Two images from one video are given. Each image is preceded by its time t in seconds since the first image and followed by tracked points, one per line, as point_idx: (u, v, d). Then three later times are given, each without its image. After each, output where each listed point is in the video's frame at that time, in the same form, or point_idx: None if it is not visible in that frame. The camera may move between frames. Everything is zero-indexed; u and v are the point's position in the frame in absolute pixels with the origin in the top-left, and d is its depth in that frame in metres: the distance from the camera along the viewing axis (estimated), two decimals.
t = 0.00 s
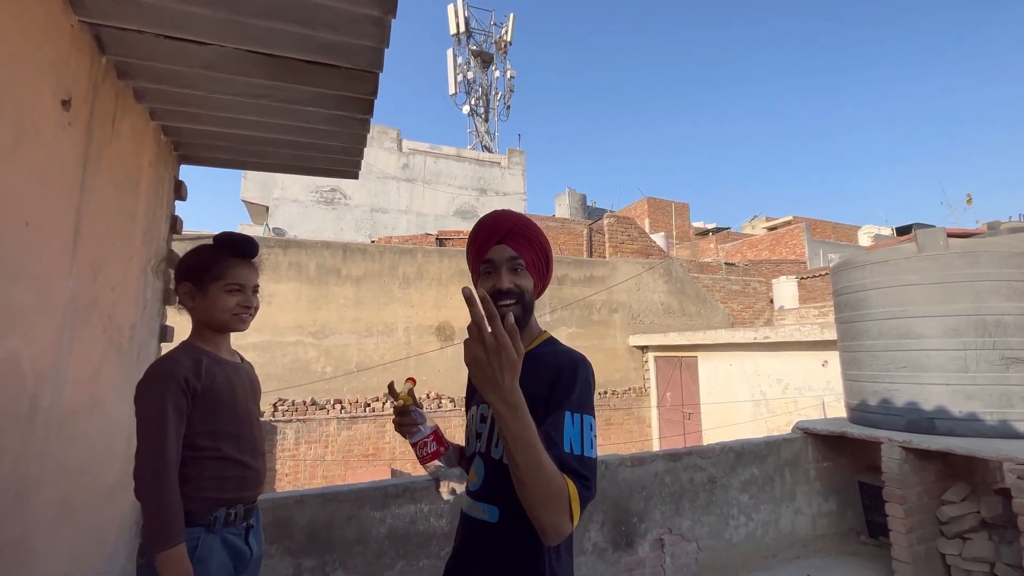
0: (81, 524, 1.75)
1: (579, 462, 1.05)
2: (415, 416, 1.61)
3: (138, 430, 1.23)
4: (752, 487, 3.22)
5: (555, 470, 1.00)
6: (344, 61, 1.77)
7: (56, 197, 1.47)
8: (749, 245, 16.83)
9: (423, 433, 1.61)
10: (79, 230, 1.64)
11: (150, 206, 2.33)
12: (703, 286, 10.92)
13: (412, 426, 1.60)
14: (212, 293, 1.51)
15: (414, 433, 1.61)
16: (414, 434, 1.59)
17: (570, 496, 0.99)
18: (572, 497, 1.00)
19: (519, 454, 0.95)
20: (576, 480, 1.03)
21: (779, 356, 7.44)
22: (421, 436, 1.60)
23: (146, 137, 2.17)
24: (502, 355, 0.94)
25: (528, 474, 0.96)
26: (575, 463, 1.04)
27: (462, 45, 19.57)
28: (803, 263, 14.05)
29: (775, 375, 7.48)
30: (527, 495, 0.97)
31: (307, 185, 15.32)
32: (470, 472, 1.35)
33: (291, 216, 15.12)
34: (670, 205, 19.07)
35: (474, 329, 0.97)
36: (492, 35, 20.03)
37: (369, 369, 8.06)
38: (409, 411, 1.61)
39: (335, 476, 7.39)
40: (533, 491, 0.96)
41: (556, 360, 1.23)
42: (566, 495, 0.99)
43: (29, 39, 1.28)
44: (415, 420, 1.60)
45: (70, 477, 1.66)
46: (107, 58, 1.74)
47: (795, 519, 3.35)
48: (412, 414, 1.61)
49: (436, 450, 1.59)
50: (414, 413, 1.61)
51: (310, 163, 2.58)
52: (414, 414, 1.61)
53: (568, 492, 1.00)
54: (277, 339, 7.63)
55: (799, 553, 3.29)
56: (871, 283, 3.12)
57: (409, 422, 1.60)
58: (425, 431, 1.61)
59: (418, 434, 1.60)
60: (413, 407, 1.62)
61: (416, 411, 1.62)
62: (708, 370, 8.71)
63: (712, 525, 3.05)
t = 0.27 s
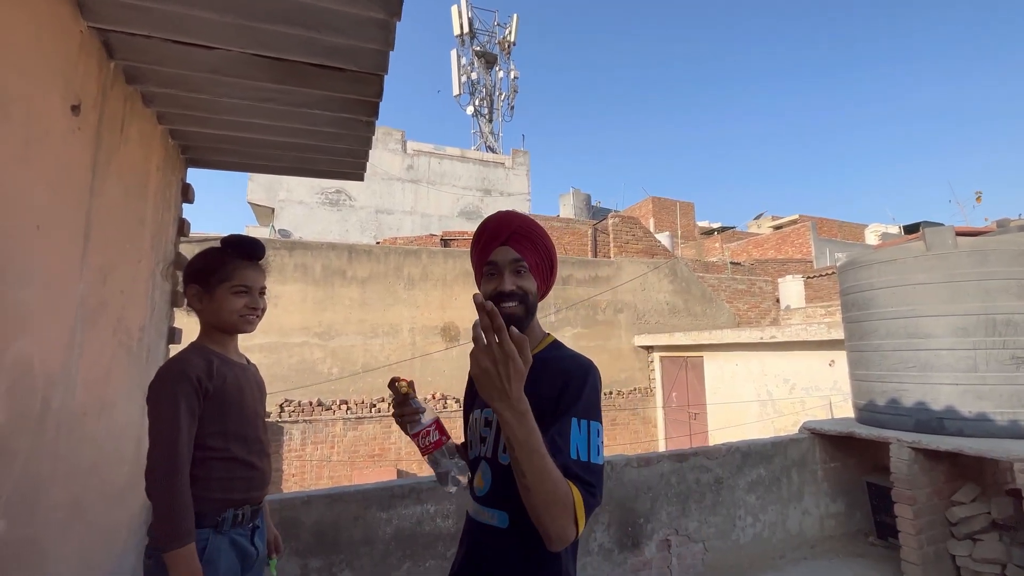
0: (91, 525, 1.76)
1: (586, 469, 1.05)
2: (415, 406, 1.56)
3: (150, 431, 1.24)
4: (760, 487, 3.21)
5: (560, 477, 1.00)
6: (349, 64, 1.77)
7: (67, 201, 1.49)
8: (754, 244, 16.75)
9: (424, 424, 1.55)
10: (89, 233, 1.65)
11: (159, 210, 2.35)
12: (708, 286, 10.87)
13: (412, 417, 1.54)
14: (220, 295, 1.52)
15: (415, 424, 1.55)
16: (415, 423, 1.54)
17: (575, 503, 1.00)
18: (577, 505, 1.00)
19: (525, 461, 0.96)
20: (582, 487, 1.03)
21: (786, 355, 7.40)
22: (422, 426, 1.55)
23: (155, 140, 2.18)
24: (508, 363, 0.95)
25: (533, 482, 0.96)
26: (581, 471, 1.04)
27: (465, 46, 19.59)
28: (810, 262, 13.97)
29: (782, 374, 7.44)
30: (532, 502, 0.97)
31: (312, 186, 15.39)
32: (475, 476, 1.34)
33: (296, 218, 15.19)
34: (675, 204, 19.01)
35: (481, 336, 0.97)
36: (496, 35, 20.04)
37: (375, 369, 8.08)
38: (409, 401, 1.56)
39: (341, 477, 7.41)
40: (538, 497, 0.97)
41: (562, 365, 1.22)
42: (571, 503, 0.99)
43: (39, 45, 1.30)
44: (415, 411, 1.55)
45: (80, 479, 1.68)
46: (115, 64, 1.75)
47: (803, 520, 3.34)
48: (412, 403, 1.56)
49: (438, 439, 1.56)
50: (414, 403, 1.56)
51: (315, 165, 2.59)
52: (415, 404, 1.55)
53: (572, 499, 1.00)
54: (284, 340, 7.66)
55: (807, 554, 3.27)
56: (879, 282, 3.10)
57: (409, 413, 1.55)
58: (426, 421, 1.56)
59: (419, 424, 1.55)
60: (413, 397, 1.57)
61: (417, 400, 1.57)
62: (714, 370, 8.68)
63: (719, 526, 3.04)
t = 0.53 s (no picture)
0: (99, 524, 1.77)
1: (590, 466, 1.04)
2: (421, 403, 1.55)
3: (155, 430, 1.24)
4: (766, 487, 3.19)
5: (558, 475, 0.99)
6: (353, 63, 1.77)
7: (73, 201, 1.49)
8: (759, 243, 16.67)
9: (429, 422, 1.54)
10: (95, 234, 1.66)
11: (164, 210, 2.36)
12: (713, 285, 10.83)
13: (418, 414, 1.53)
14: (222, 291, 1.52)
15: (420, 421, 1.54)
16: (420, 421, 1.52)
17: (575, 500, 0.99)
18: (578, 503, 0.99)
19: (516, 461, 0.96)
20: (585, 484, 1.02)
21: (792, 354, 7.36)
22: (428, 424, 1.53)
23: (160, 141, 2.19)
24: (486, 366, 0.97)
25: (527, 480, 0.96)
26: (585, 468, 1.03)
27: (469, 46, 19.59)
28: (816, 261, 13.89)
29: (788, 373, 7.40)
30: (531, 501, 0.97)
31: (317, 187, 15.43)
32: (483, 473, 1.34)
33: (301, 218, 15.24)
34: (679, 203, 18.95)
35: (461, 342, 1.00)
36: (500, 35, 20.04)
37: (380, 369, 8.10)
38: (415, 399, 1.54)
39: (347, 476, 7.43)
40: (534, 495, 0.97)
41: (570, 364, 1.21)
42: (570, 500, 0.99)
43: (45, 45, 1.30)
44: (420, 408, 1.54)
45: (88, 477, 1.68)
46: (120, 64, 1.76)
47: (810, 520, 3.31)
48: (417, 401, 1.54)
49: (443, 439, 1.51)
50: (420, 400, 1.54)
51: (320, 165, 2.60)
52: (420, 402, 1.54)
53: (573, 498, 0.99)
54: (289, 340, 7.69)
55: (814, 554, 3.25)
56: (886, 280, 3.08)
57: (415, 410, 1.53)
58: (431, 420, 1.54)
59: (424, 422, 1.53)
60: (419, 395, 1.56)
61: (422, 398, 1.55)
62: (719, 369, 8.65)
63: (725, 526, 3.02)
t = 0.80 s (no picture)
0: (103, 524, 1.77)
1: (509, 393, 1.10)
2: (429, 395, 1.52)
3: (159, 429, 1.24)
4: (771, 487, 3.17)
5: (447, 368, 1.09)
6: (356, 62, 1.77)
7: (77, 202, 1.49)
8: (763, 242, 16.60)
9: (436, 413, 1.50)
10: (99, 234, 1.65)
11: (168, 210, 2.36)
12: (717, 284, 10.79)
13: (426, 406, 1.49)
14: (224, 291, 1.52)
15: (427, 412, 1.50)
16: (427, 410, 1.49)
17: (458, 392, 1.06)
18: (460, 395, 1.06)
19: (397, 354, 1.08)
20: (496, 401, 1.08)
21: (796, 354, 7.33)
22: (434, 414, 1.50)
23: (163, 141, 2.19)
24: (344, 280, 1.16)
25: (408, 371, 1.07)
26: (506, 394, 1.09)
27: (472, 46, 19.59)
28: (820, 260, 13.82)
29: (793, 373, 7.37)
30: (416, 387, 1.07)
31: (320, 187, 15.47)
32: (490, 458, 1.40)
33: (305, 218, 15.28)
34: (683, 202, 18.90)
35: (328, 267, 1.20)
36: (502, 34, 20.03)
37: (383, 369, 8.10)
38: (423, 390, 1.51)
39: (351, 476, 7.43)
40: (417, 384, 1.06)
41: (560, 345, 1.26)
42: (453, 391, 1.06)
43: (49, 46, 1.30)
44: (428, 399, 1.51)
45: (92, 477, 1.68)
46: (124, 65, 1.76)
47: (815, 521, 3.29)
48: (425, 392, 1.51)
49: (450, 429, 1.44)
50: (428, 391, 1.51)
51: (323, 164, 2.60)
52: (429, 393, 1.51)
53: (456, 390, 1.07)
54: (293, 340, 7.71)
55: (820, 555, 3.23)
56: (892, 280, 3.05)
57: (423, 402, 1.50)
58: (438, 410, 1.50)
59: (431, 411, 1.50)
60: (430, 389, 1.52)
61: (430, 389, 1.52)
62: (723, 369, 8.62)
63: (730, 526, 3.01)
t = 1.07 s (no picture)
0: (108, 523, 1.77)
1: (489, 376, 1.10)
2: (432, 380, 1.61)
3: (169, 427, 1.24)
4: (777, 488, 3.15)
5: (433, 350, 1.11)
6: (360, 62, 1.77)
7: (82, 201, 1.49)
8: (768, 242, 16.53)
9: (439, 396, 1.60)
10: (105, 233, 1.66)
11: (173, 210, 2.37)
12: (722, 285, 10.75)
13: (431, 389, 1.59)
14: (233, 290, 1.52)
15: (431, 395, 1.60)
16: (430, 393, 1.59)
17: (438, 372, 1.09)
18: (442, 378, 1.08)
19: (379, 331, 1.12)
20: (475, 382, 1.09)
21: (802, 354, 7.29)
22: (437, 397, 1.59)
23: (168, 141, 2.20)
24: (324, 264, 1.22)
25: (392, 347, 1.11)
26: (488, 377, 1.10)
27: (475, 46, 19.61)
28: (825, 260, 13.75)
29: (798, 373, 7.33)
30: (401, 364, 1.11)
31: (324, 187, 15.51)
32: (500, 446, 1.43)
33: (309, 219, 15.32)
34: (687, 202, 18.85)
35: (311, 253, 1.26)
36: (506, 34, 20.04)
37: (387, 369, 8.11)
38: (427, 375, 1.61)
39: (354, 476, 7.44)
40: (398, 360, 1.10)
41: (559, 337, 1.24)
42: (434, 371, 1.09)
43: (54, 46, 1.30)
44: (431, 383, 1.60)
45: (98, 476, 1.69)
46: (129, 65, 1.76)
47: (821, 522, 3.27)
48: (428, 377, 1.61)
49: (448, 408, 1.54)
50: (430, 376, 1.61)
51: (327, 164, 2.60)
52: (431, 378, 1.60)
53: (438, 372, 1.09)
54: (297, 339, 7.73)
55: (825, 557, 3.21)
56: (899, 279, 3.03)
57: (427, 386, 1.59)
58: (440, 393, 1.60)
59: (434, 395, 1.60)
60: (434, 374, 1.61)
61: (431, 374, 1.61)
62: (727, 369, 8.59)
63: (735, 527, 2.99)
